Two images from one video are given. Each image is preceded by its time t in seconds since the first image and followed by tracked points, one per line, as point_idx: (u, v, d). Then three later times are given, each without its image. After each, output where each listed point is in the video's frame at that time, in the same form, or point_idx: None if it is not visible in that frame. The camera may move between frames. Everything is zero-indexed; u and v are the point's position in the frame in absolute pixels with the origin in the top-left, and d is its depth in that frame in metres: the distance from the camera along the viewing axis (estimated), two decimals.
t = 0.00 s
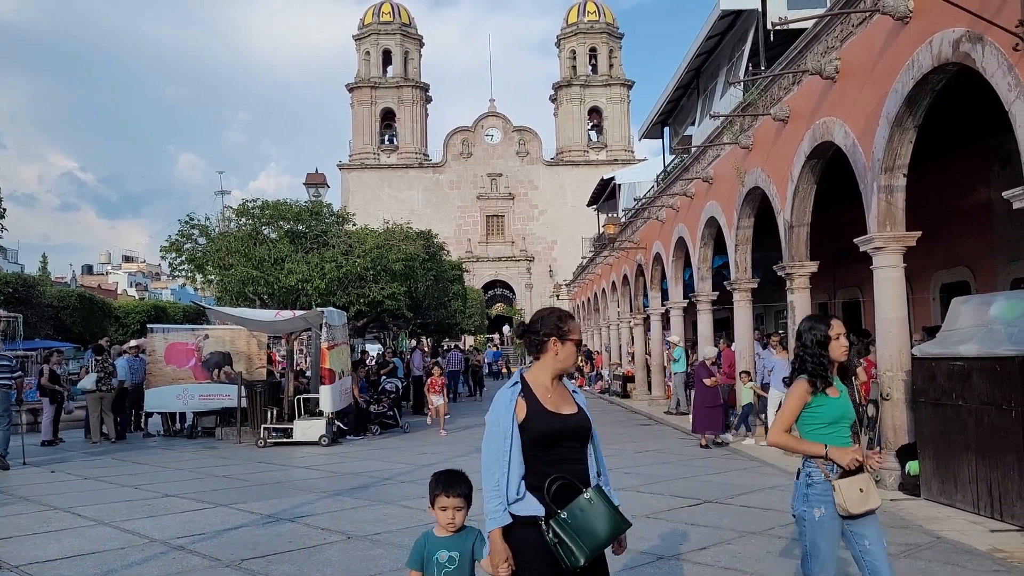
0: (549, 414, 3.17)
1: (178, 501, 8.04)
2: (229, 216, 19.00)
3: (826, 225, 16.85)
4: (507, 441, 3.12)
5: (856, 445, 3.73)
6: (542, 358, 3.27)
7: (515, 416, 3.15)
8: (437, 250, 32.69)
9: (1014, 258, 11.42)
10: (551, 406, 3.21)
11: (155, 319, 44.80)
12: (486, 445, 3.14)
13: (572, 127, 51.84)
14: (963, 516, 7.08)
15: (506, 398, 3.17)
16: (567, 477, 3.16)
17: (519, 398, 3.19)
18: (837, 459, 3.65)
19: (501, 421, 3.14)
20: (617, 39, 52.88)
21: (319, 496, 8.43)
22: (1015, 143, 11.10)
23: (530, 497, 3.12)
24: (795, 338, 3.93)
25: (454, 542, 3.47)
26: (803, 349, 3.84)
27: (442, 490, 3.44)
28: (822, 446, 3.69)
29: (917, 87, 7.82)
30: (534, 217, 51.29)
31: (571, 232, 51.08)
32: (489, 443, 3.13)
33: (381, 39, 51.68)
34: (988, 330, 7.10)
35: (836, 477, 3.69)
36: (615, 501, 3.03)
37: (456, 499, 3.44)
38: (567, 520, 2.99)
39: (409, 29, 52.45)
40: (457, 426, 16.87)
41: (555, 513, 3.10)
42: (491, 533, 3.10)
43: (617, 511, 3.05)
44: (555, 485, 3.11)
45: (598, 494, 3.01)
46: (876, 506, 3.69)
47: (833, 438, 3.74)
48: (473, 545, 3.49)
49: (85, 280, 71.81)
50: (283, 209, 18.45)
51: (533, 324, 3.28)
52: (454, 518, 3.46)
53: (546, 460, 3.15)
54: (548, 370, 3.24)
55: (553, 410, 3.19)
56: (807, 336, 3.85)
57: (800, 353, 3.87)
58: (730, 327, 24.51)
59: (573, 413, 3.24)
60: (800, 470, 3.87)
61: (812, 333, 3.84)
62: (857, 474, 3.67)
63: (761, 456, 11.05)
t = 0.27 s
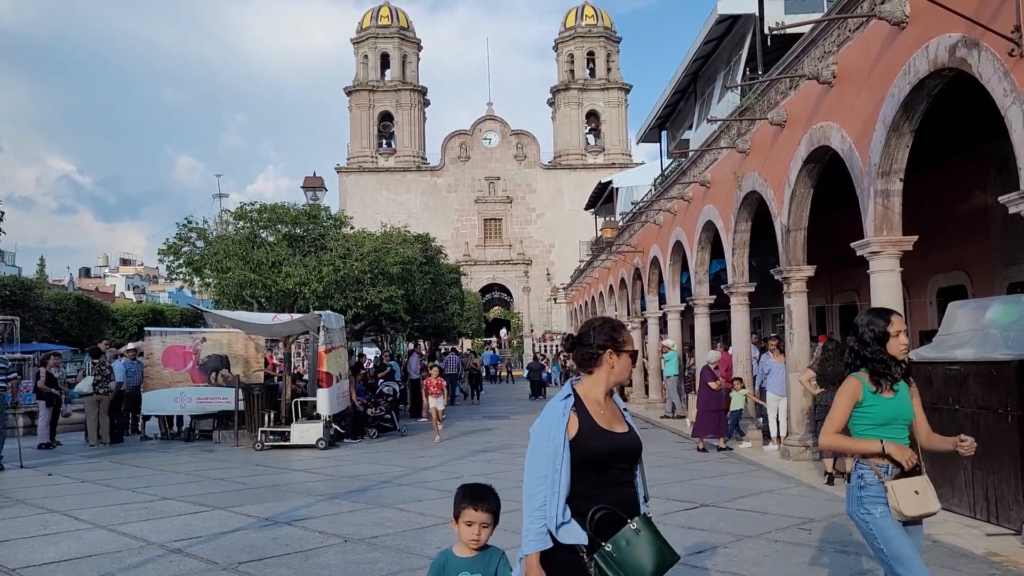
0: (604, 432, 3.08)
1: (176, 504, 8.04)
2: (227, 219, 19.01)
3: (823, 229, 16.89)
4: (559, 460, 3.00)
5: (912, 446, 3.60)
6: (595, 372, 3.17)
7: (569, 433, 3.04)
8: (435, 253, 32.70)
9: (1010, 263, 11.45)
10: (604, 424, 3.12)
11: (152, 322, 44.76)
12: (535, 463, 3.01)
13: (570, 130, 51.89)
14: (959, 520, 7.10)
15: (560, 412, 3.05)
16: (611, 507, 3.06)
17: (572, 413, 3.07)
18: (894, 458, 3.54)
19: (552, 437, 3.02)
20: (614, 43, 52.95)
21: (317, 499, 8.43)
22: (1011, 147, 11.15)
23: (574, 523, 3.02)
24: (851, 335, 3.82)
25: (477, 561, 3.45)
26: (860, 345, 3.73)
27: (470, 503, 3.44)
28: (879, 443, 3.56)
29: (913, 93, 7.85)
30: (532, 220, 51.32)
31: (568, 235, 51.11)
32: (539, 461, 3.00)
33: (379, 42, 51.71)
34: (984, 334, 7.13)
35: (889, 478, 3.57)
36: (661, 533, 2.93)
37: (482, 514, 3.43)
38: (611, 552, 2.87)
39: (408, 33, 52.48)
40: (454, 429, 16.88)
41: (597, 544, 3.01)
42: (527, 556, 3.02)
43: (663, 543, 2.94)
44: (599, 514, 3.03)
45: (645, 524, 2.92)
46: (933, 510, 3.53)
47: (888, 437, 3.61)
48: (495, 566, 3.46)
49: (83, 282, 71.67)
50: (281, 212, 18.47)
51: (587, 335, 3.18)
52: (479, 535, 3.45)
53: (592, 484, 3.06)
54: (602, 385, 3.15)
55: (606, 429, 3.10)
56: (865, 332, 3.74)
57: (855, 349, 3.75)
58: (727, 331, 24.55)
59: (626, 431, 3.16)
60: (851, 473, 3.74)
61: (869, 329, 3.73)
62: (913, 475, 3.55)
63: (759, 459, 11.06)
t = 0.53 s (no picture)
0: (673, 428, 2.99)
1: (175, 506, 8.04)
2: (227, 221, 19.00)
3: (823, 231, 16.90)
4: (624, 457, 2.95)
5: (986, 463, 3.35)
6: (664, 366, 3.09)
7: (635, 428, 2.97)
8: (434, 255, 32.71)
9: (1009, 265, 11.46)
10: (675, 419, 3.04)
11: (152, 324, 44.74)
12: (599, 460, 2.99)
13: (569, 133, 51.91)
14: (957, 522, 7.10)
15: (625, 406, 2.99)
16: (690, 506, 2.95)
17: (639, 406, 3.01)
18: (972, 481, 3.27)
19: (617, 433, 2.97)
20: (614, 45, 52.98)
21: (316, 501, 8.43)
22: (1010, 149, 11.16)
23: (646, 527, 2.94)
24: (907, 346, 3.53)
25: None
26: (919, 359, 3.44)
27: (480, 528, 3.20)
28: (956, 468, 3.29)
29: (912, 95, 7.86)
30: (532, 223, 51.34)
31: (568, 238, 51.12)
32: (602, 458, 2.98)
33: (379, 44, 51.73)
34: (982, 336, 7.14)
35: (970, 500, 3.31)
36: (743, 537, 2.80)
37: (496, 538, 3.19)
38: (692, 559, 2.75)
39: (407, 35, 52.48)
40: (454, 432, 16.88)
41: (675, 549, 2.91)
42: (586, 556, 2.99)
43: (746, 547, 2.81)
44: (679, 513, 2.91)
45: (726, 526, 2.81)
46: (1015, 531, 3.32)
47: (962, 456, 3.34)
48: None
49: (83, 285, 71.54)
50: (281, 215, 18.47)
51: (655, 327, 3.11)
52: (494, 560, 3.19)
53: (665, 484, 2.97)
54: (672, 379, 3.07)
55: (676, 424, 3.02)
56: (923, 343, 3.46)
57: (914, 363, 3.46)
58: (727, 333, 24.55)
59: (697, 428, 3.06)
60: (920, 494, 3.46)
61: (929, 339, 3.44)
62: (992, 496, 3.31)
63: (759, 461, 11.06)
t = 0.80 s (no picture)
0: (757, 440, 2.77)
1: (175, 507, 8.04)
2: (227, 223, 19.01)
3: (823, 231, 16.90)
4: (704, 472, 2.73)
5: None
6: (741, 375, 2.88)
7: (714, 443, 2.75)
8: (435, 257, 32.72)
9: (1009, 266, 11.46)
10: (758, 430, 2.82)
11: (152, 325, 44.76)
12: (674, 475, 2.78)
13: (569, 134, 51.92)
14: (958, 523, 7.11)
15: (704, 419, 2.77)
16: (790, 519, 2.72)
17: (720, 418, 2.78)
18: None
19: (694, 446, 2.76)
20: (614, 46, 53.00)
21: (316, 502, 8.44)
22: (1010, 150, 11.16)
23: (735, 543, 2.72)
24: (968, 336, 3.12)
25: None
26: (981, 353, 3.04)
27: (515, 536, 2.85)
28: None
29: (911, 96, 7.87)
30: (532, 224, 51.35)
31: (568, 239, 51.13)
32: (678, 473, 2.77)
33: (379, 46, 51.75)
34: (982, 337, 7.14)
35: None
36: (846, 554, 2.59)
37: (534, 547, 2.85)
38: None
39: (408, 36, 52.48)
40: (454, 433, 16.88)
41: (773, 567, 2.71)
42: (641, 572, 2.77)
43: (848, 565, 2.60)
44: (790, 528, 2.65)
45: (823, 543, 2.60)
46: None
47: None
48: None
49: (83, 286, 71.47)
50: (281, 216, 18.46)
51: (728, 335, 2.90)
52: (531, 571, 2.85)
53: (753, 500, 2.75)
54: (751, 389, 2.86)
55: (760, 435, 2.79)
56: (986, 334, 3.05)
57: (974, 356, 3.06)
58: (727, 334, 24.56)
59: (782, 438, 2.84)
60: (983, 496, 3.05)
61: (992, 331, 3.04)
62: None
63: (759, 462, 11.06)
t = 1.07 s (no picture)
0: (864, 433, 2.53)
1: (176, 507, 8.04)
2: (227, 223, 19.00)
3: (823, 230, 16.90)
4: (806, 468, 2.51)
5: None
6: (840, 364, 2.67)
7: (818, 438, 2.52)
8: (435, 256, 32.72)
9: (1011, 263, 11.45)
10: (863, 423, 2.59)
11: (152, 326, 44.77)
12: (772, 469, 2.57)
13: (569, 133, 51.90)
14: (959, 521, 7.10)
15: (806, 410, 2.55)
16: (897, 520, 2.46)
17: (822, 410, 2.55)
18: None
19: (795, 440, 2.54)
20: (614, 46, 52.98)
21: (317, 501, 8.43)
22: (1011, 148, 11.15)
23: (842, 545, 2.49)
24: None
25: None
26: None
27: (576, 549, 2.55)
28: None
29: (912, 94, 7.86)
30: (532, 224, 51.34)
31: (568, 238, 51.11)
32: (776, 468, 2.56)
33: (379, 46, 51.73)
34: (984, 335, 7.14)
35: None
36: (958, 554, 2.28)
37: (598, 560, 2.55)
38: None
39: (407, 36, 52.44)
40: (455, 433, 16.87)
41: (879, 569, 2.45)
42: None
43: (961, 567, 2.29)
44: (887, 526, 2.42)
45: (937, 539, 2.29)
46: None
47: None
48: None
49: (82, 287, 71.13)
50: (281, 216, 18.45)
51: (821, 321, 2.69)
52: None
53: (860, 501, 2.51)
54: (852, 378, 2.65)
55: (866, 428, 2.56)
56: None
57: None
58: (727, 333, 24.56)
59: (890, 432, 2.59)
60: None
61: None
62: None
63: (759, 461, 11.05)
